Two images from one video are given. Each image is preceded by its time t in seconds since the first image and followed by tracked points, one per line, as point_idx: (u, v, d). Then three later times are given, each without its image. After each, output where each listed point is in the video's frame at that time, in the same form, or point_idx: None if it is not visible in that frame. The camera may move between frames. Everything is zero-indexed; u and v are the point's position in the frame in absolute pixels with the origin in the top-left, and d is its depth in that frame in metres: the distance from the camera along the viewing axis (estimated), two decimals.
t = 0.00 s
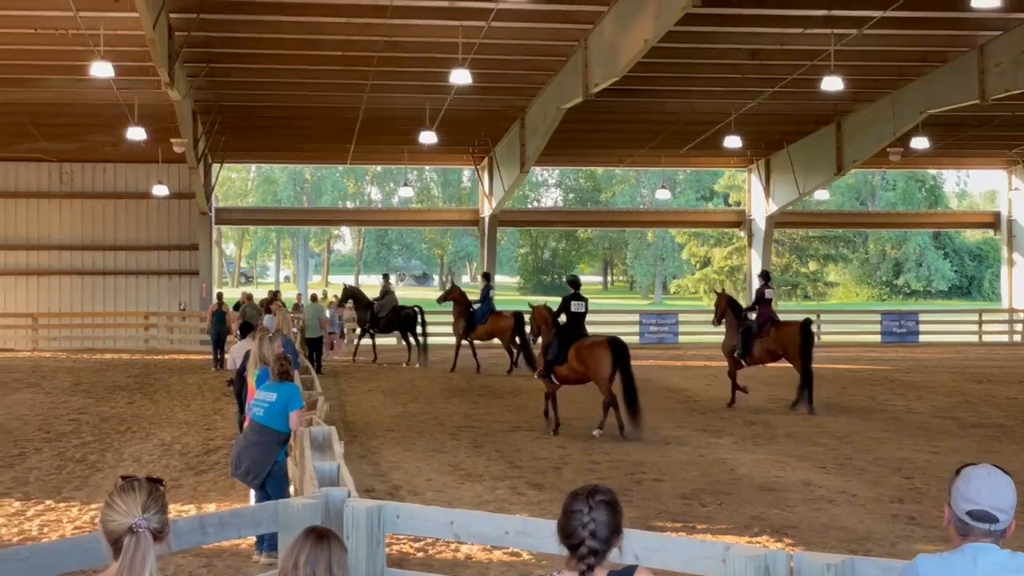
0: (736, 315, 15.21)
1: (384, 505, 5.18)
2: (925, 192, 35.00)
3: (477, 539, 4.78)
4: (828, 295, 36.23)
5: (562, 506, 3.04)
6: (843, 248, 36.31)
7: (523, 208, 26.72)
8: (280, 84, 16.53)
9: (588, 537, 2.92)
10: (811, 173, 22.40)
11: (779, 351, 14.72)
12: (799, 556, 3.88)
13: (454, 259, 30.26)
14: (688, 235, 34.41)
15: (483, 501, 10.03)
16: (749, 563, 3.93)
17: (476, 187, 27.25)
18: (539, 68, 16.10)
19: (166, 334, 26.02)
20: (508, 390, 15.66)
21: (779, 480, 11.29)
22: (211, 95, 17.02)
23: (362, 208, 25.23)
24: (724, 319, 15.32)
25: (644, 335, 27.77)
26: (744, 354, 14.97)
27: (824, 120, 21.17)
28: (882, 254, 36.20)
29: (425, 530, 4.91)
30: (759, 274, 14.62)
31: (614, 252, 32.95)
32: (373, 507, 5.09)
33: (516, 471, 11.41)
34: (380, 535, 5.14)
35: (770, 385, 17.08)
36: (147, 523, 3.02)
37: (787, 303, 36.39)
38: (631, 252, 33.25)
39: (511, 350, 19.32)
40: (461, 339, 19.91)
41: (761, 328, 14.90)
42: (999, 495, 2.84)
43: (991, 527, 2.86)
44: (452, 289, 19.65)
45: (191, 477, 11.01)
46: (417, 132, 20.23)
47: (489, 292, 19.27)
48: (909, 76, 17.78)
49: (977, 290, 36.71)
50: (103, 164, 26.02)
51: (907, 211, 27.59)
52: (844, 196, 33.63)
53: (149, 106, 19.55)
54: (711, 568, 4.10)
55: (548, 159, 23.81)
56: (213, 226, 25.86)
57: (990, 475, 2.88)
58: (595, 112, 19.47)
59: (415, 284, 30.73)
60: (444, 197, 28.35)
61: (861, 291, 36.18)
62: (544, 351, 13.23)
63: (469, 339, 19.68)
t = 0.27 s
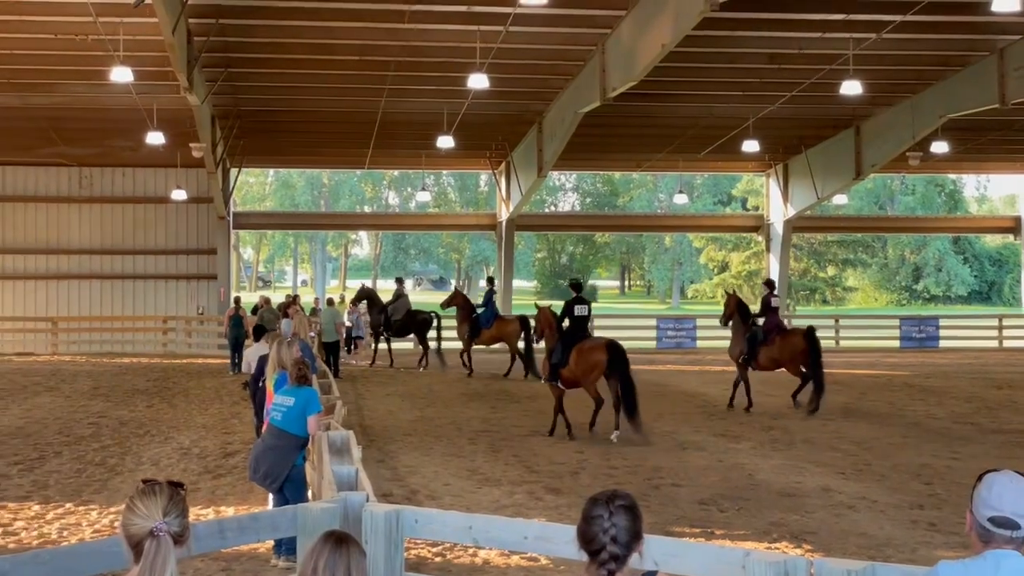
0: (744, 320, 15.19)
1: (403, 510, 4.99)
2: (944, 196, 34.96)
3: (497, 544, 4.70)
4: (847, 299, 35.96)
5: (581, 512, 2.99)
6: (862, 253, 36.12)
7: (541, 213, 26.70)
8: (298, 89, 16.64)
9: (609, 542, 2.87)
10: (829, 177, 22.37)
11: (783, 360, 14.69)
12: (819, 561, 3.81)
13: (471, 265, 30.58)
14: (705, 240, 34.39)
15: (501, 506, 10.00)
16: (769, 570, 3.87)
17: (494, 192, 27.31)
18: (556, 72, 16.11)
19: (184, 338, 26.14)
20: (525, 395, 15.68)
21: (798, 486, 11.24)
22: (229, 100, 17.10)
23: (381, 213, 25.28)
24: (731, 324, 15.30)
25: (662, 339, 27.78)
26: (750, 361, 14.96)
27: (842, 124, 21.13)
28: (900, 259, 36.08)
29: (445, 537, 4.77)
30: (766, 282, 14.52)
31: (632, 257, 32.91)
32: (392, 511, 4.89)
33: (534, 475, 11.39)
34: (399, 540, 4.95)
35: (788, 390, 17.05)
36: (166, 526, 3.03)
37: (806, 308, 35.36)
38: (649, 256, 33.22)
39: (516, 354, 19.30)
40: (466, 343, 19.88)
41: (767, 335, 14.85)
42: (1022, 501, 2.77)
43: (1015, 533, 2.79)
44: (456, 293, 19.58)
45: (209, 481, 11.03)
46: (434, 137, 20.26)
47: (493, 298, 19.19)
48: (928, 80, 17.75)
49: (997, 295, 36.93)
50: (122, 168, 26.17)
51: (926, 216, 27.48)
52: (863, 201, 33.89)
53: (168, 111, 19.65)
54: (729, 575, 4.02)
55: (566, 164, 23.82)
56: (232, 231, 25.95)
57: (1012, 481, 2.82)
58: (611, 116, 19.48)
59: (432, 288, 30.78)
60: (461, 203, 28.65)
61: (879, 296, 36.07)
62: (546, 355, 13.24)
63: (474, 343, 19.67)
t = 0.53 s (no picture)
0: (738, 319, 15.21)
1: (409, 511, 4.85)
2: (951, 197, 35.00)
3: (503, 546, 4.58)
4: (854, 301, 35.97)
5: (589, 513, 2.99)
6: (868, 254, 36.12)
7: (548, 213, 26.69)
8: (307, 89, 16.67)
9: (618, 543, 2.86)
10: (836, 178, 22.39)
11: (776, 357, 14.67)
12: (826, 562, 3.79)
13: (477, 265, 30.48)
14: (712, 241, 34.39)
15: (508, 507, 9.99)
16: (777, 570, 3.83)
17: (501, 193, 27.33)
18: (563, 73, 16.12)
19: (190, 338, 25.96)
20: (531, 396, 15.69)
21: (804, 487, 11.23)
22: (235, 100, 17.11)
23: (389, 213, 25.27)
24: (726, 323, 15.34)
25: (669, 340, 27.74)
26: (744, 358, 14.99)
27: (849, 126, 21.15)
28: (907, 260, 36.05)
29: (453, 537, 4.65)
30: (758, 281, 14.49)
31: (638, 258, 32.77)
32: (398, 512, 4.75)
33: (540, 476, 11.38)
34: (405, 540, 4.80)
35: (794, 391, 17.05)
36: (174, 526, 3.02)
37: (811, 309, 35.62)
38: (656, 257, 33.22)
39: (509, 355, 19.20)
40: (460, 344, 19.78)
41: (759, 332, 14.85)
42: None
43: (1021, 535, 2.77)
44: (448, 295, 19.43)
45: (216, 482, 11.02)
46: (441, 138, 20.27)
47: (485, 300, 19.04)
48: (936, 81, 17.77)
49: (1004, 296, 36.97)
50: (129, 169, 26.19)
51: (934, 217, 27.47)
52: (870, 202, 34.00)
53: (175, 112, 19.68)
54: None
55: (574, 165, 23.83)
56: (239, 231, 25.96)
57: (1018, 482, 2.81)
58: (617, 117, 19.49)
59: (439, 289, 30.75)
60: (468, 203, 28.59)
61: (886, 297, 36.01)
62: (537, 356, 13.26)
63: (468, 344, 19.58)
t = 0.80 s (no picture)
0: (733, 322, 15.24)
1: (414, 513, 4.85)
2: (957, 200, 35.05)
3: (508, 547, 4.56)
4: (860, 303, 36.15)
5: (594, 515, 2.94)
6: (874, 256, 36.16)
7: (555, 215, 26.71)
8: (315, 91, 16.70)
9: (623, 546, 2.83)
10: (842, 181, 22.39)
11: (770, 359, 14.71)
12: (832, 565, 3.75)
13: (484, 267, 30.66)
14: (718, 243, 34.42)
15: (513, 509, 9.98)
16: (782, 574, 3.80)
17: (507, 195, 27.38)
18: (568, 75, 16.12)
19: (196, 341, 26.11)
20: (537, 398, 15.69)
21: (810, 489, 11.22)
22: (241, 102, 17.14)
23: (396, 215, 25.27)
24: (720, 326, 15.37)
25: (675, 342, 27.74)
26: (737, 361, 14.97)
27: (855, 128, 21.15)
28: (913, 262, 36.06)
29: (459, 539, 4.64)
30: (750, 286, 14.50)
31: (645, 260, 32.99)
32: (403, 514, 4.75)
33: (545, 478, 11.37)
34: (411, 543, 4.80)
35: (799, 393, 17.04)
36: (180, 528, 3.01)
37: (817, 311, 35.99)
38: (661, 259, 33.26)
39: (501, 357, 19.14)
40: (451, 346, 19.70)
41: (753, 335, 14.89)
42: None
43: None
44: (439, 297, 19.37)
45: (222, 483, 11.01)
46: (447, 139, 20.27)
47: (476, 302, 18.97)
48: (943, 83, 17.75)
49: (1010, 298, 36.65)
50: (136, 171, 26.18)
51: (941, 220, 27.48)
52: (876, 204, 34.08)
53: (181, 113, 19.71)
54: None
55: (581, 168, 23.87)
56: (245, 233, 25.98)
57: None
58: (623, 119, 19.51)
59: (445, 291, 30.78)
60: (474, 205, 28.61)
61: (892, 299, 36.09)
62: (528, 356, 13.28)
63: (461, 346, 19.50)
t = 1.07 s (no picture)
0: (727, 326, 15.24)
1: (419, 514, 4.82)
2: (963, 202, 35.08)
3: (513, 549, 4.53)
4: (866, 305, 36.25)
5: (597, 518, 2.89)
6: (880, 258, 36.20)
7: (560, 217, 26.70)
8: (322, 93, 16.72)
9: (628, 551, 2.77)
10: (847, 183, 22.41)
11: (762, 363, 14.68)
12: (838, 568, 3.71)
13: (489, 269, 30.55)
14: (724, 245, 34.42)
15: (518, 511, 9.97)
16: None
17: (513, 197, 27.41)
18: (573, 77, 16.12)
19: (202, 343, 26.18)
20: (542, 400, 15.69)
21: (816, 491, 11.21)
22: (247, 104, 17.16)
23: (402, 217, 25.25)
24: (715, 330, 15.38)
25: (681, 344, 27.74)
26: (731, 366, 14.94)
27: (861, 130, 21.15)
28: (919, 264, 36.06)
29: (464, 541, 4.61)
30: (743, 289, 14.50)
31: (650, 262, 33.11)
32: (408, 515, 4.72)
33: (551, 480, 11.36)
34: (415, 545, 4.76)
35: (804, 395, 17.03)
36: (184, 530, 3.00)
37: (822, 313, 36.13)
38: (667, 261, 33.29)
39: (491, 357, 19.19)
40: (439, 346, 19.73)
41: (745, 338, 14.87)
42: None
43: None
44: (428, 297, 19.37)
45: (227, 485, 11.01)
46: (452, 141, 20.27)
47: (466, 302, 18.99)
48: (948, 85, 17.76)
49: (1016, 301, 36.65)
50: (142, 172, 26.25)
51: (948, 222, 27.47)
52: (882, 206, 34.13)
53: (187, 115, 19.73)
54: None
55: (587, 170, 23.90)
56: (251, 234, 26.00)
57: None
58: (628, 120, 19.51)
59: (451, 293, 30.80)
60: (479, 207, 28.51)
61: (898, 301, 36.14)
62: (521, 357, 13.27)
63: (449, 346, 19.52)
